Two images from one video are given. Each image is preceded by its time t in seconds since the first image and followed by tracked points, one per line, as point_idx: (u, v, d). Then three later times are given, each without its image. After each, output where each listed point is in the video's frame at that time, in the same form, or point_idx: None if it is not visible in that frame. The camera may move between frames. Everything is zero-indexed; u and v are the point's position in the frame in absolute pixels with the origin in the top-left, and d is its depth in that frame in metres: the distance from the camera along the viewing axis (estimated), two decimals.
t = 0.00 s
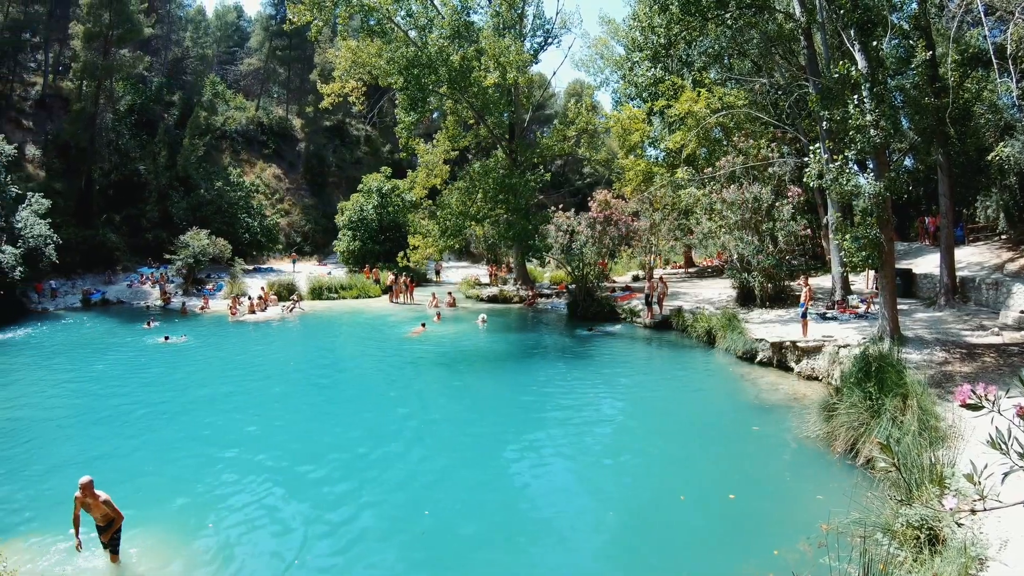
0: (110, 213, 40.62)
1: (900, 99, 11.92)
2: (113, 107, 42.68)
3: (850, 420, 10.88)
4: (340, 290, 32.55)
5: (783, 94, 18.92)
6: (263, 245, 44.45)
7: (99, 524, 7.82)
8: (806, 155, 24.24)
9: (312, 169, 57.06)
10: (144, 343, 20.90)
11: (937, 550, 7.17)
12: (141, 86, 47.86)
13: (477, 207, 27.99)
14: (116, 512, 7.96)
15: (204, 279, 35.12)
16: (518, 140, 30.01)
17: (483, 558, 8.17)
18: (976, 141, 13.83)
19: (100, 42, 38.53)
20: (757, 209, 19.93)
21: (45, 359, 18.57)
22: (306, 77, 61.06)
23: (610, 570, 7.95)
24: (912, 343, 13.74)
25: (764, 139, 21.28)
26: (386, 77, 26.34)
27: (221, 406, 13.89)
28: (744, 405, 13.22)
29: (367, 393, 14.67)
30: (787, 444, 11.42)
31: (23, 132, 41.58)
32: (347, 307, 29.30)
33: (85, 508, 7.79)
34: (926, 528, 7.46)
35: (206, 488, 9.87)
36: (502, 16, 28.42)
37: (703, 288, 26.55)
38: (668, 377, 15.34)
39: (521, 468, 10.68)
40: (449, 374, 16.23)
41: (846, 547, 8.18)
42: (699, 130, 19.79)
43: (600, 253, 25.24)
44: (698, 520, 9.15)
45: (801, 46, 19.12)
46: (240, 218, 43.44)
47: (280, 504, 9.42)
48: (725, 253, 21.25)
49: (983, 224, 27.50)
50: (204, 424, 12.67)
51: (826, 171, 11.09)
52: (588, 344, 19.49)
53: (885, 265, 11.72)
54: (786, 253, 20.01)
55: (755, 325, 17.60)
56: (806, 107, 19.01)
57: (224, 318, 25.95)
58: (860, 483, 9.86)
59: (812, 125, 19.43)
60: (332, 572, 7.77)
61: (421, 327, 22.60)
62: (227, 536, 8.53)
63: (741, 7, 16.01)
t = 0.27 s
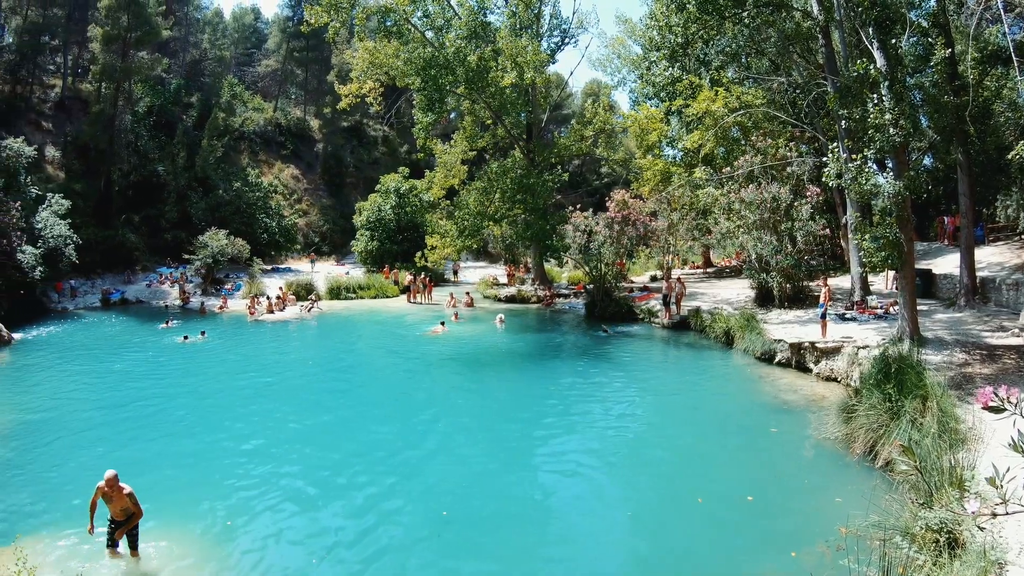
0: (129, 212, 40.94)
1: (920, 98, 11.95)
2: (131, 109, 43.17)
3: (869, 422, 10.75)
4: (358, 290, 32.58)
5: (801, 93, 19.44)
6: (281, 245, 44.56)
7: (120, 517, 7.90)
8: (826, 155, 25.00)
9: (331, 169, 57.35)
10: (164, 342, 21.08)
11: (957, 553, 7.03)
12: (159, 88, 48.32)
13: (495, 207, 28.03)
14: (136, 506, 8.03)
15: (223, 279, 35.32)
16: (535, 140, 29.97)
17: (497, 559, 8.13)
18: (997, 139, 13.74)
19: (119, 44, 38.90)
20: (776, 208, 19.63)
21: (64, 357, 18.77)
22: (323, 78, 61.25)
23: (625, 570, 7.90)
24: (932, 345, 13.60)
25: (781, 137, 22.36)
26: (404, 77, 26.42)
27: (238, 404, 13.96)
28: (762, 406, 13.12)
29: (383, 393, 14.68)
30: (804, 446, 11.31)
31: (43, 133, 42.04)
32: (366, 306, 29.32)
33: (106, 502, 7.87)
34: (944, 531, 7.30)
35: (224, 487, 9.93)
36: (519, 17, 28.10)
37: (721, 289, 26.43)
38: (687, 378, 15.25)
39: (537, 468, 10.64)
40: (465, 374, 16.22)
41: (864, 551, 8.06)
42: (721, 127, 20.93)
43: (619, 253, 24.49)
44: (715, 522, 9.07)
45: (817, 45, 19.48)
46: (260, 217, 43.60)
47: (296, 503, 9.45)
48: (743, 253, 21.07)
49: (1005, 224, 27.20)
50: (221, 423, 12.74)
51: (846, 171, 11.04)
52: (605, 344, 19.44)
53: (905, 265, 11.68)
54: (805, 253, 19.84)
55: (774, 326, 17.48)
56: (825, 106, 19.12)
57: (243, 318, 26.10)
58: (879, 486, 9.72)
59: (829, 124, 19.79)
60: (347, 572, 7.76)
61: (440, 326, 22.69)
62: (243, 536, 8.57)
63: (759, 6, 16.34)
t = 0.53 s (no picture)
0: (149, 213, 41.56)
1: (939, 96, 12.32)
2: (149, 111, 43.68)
3: (889, 425, 10.62)
4: (376, 290, 32.66)
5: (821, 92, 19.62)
6: (300, 245, 44.75)
7: (140, 516, 7.86)
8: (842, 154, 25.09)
9: (348, 170, 57.53)
10: (184, 341, 21.24)
11: (978, 558, 6.87)
12: (177, 90, 48.78)
13: (513, 207, 27.98)
14: (155, 500, 8.04)
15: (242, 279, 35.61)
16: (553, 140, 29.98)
17: (514, 561, 8.05)
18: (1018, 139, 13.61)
19: (138, 46, 39.28)
20: (795, 209, 19.48)
21: (83, 356, 18.91)
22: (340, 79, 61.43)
23: (643, 572, 7.83)
24: (952, 346, 13.45)
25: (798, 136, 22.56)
26: (422, 78, 26.16)
27: (257, 403, 14.00)
28: (780, 408, 13.01)
29: (402, 392, 14.66)
30: (823, 448, 11.19)
31: (63, 134, 42.65)
32: (385, 306, 29.39)
33: (125, 499, 7.83)
34: (965, 535, 7.13)
35: (241, 487, 9.90)
36: (536, 17, 27.89)
37: (740, 289, 26.30)
38: (707, 379, 15.17)
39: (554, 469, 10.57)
40: (484, 373, 16.19)
41: (882, 555, 7.95)
42: (740, 127, 20.14)
43: (638, 255, 24.20)
44: (736, 524, 8.96)
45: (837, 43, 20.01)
46: (277, 219, 43.75)
47: (311, 503, 9.42)
48: (762, 253, 20.93)
49: None
50: (238, 422, 12.72)
51: (865, 171, 10.96)
52: (624, 344, 19.43)
53: (926, 265, 11.64)
54: (825, 254, 19.64)
55: (793, 327, 17.35)
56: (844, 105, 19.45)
57: (261, 317, 26.25)
58: (898, 489, 9.60)
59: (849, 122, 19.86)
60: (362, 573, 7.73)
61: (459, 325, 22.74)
62: (258, 536, 8.57)
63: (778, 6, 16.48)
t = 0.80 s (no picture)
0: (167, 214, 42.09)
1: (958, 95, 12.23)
2: (167, 113, 44.26)
3: (907, 428, 10.51)
4: (394, 291, 32.75)
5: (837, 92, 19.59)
6: (317, 246, 44.97)
7: (156, 514, 7.88)
8: (863, 155, 23.76)
9: (365, 171, 57.72)
10: (202, 341, 21.45)
11: (995, 563, 6.73)
12: (193, 93, 49.47)
13: (530, 209, 27.96)
14: (171, 496, 8.06)
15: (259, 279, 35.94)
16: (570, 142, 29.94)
17: (528, 563, 8.00)
18: None
19: (156, 49, 39.84)
20: (814, 210, 19.36)
21: (101, 356, 19.11)
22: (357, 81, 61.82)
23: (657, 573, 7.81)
24: (971, 349, 13.34)
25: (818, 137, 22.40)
26: (438, 80, 26.08)
27: (276, 402, 14.08)
28: (797, 411, 12.92)
29: (418, 393, 14.68)
30: (841, 451, 11.09)
31: (81, 136, 43.31)
32: (402, 307, 29.46)
33: (141, 497, 7.83)
34: (983, 541, 7.00)
35: (256, 487, 9.93)
36: (552, 18, 28.49)
37: (757, 291, 26.21)
38: (725, 381, 15.10)
39: (570, 470, 10.53)
40: (500, 374, 16.18)
41: (899, 560, 7.85)
42: (758, 128, 19.59)
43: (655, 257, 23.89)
44: (753, 528, 8.89)
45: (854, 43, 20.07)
46: (295, 220, 43.76)
47: (325, 503, 9.43)
48: (780, 254, 20.84)
49: None
50: (254, 422, 12.76)
51: (883, 171, 11.25)
52: (641, 345, 19.42)
53: (946, 265, 11.60)
54: (843, 255, 19.57)
55: (811, 329, 17.24)
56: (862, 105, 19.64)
57: (279, 318, 26.43)
58: (915, 493, 9.49)
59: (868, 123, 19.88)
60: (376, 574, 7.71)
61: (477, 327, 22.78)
62: (271, 535, 8.60)
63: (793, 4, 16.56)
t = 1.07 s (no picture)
0: (187, 214, 42.63)
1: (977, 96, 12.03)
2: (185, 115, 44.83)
3: (926, 433, 10.39)
4: (411, 292, 32.84)
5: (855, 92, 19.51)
6: (334, 247, 45.18)
7: (173, 514, 7.85)
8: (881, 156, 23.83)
9: (382, 173, 57.86)
10: (220, 341, 21.62)
11: (1014, 570, 6.53)
12: (211, 96, 50.09)
13: (548, 211, 27.93)
14: (188, 497, 7.99)
15: (277, 280, 36.30)
16: (587, 143, 29.50)
17: (544, 566, 7.93)
18: None
19: (175, 52, 40.25)
20: (832, 212, 19.59)
21: (118, 356, 19.27)
22: (374, 83, 61.97)
23: None
24: (991, 353, 13.20)
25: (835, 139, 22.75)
26: (456, 81, 26.35)
27: (294, 402, 14.13)
28: (815, 414, 12.82)
29: (434, 394, 14.67)
30: (859, 456, 10.99)
31: (100, 138, 43.92)
32: (419, 308, 29.51)
33: (159, 496, 7.77)
34: (1002, 547, 6.79)
35: (272, 487, 9.94)
36: (568, 20, 28.25)
37: (775, 294, 26.09)
38: (743, 384, 15.02)
39: (586, 473, 10.47)
40: (517, 376, 16.15)
41: (917, 566, 7.74)
42: (774, 129, 19.47)
43: (672, 257, 24.59)
44: (772, 532, 8.79)
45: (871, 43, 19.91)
46: (312, 221, 44.22)
47: (341, 504, 9.41)
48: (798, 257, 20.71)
49: None
50: (270, 422, 12.78)
51: (903, 172, 11.32)
52: (659, 347, 19.38)
53: (964, 269, 11.76)
54: (861, 258, 19.37)
55: (829, 332, 17.14)
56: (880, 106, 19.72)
57: (296, 319, 26.58)
58: (934, 499, 9.37)
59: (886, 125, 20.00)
60: None
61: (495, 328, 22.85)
62: (285, 535, 8.60)
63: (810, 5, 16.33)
